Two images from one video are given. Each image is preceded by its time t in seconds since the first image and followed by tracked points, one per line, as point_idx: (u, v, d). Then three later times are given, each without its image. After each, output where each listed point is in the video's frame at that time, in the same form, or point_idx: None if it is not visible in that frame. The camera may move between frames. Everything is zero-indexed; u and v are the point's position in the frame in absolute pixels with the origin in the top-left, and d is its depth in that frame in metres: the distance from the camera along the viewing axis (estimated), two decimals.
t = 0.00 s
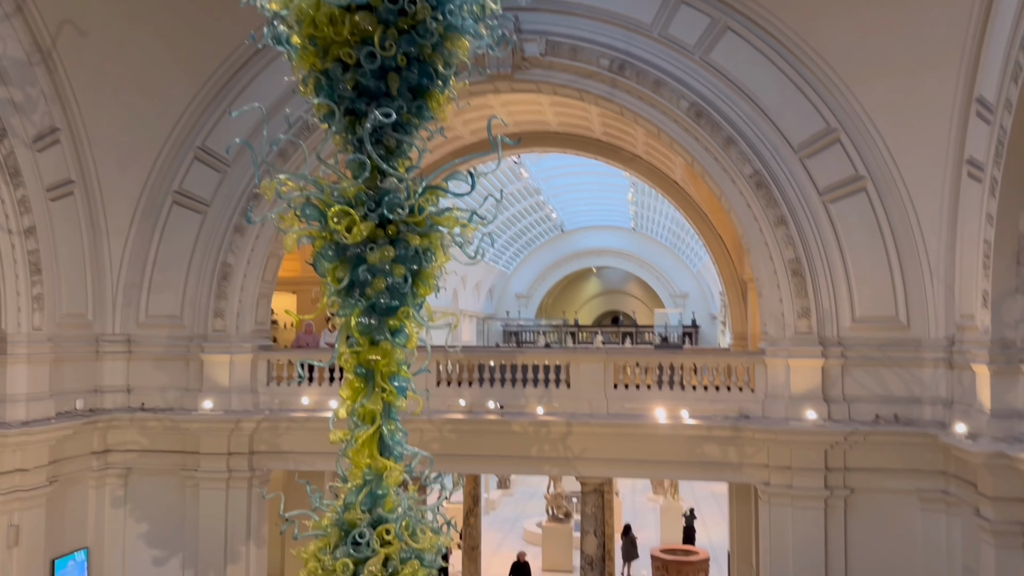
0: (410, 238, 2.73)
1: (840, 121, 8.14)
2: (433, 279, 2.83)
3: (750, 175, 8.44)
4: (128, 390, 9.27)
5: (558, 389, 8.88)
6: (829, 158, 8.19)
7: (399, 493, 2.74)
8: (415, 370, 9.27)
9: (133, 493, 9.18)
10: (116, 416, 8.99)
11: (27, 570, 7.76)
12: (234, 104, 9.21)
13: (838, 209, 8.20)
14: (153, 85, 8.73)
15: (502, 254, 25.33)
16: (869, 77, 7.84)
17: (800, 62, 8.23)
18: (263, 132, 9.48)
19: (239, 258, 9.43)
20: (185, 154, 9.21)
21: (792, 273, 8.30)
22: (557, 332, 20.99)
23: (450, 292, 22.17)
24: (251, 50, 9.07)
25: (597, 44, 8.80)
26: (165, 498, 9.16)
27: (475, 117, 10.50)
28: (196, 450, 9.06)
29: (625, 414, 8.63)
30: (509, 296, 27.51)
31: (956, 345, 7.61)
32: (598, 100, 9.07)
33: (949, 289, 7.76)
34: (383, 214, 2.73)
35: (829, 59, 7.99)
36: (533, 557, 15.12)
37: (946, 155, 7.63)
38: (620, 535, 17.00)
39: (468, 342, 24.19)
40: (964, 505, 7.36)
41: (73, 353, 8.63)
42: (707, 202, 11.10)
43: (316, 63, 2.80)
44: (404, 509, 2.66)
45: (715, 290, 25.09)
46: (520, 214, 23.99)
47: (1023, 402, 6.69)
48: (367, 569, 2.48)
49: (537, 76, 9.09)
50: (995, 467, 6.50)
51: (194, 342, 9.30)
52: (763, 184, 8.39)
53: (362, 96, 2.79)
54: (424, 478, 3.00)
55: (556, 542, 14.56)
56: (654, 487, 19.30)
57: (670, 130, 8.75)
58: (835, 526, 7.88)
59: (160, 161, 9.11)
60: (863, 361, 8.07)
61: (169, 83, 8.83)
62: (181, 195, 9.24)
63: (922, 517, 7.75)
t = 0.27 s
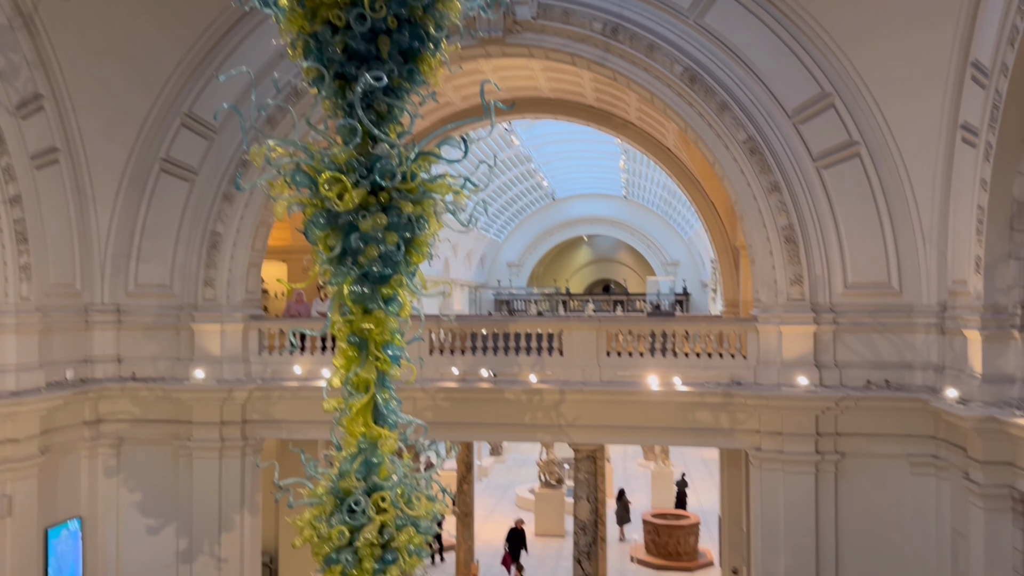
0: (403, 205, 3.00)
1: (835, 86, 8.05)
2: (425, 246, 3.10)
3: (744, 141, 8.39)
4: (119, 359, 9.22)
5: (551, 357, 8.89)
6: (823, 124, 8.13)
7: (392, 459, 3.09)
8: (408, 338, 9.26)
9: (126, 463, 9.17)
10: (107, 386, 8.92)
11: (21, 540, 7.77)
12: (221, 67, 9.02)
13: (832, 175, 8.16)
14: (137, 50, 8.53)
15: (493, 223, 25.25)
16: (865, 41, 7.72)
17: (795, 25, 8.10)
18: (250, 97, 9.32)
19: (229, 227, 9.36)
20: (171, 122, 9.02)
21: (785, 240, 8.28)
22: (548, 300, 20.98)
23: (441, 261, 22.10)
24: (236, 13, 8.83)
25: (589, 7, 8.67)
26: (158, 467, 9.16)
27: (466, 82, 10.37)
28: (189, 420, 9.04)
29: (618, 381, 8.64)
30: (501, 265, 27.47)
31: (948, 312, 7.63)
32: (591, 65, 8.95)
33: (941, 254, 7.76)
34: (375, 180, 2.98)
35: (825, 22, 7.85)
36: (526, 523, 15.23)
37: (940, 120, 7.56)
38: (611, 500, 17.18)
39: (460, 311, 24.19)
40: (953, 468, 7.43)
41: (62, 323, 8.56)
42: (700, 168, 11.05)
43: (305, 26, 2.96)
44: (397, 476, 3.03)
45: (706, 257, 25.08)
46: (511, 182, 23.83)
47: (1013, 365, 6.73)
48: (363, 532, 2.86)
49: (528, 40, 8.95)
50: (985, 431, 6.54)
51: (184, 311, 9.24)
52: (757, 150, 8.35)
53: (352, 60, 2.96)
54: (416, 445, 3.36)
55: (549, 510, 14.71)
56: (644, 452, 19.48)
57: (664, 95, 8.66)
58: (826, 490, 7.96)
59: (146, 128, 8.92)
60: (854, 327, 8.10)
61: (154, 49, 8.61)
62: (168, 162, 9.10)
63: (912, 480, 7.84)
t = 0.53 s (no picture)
0: (394, 173, 3.13)
1: (830, 52, 7.97)
2: (416, 215, 3.25)
3: (738, 108, 8.32)
4: (110, 330, 9.17)
5: (543, 327, 8.89)
6: (817, 90, 8.06)
7: (386, 429, 3.28)
8: (400, 308, 9.25)
9: (119, 433, 9.16)
10: (98, 357, 8.88)
11: (14, 511, 7.77)
12: (207, 34, 8.85)
13: (826, 142, 8.11)
14: (123, 18, 8.35)
15: (484, 193, 25.17)
16: (860, 5, 7.62)
17: None
18: (238, 64, 9.23)
19: (218, 197, 9.27)
20: (158, 90, 8.87)
21: (778, 208, 8.26)
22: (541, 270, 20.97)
23: (433, 231, 22.01)
24: None
25: None
26: (151, 437, 9.16)
27: (457, 49, 10.24)
28: (181, 390, 9.02)
29: (611, 351, 8.67)
30: (492, 236, 27.55)
31: (940, 279, 7.66)
32: (583, 31, 8.82)
33: (934, 222, 7.76)
34: (366, 148, 3.12)
35: None
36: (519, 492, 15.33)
37: (934, 86, 7.49)
38: (603, 468, 17.33)
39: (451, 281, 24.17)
40: (943, 435, 7.51)
41: (52, 294, 8.50)
42: (693, 137, 11.00)
43: None
44: (390, 447, 3.21)
45: (698, 227, 25.05)
46: (503, 151, 23.68)
47: (1004, 332, 6.77)
48: (358, 501, 3.03)
49: (520, 5, 8.82)
50: (975, 397, 6.59)
51: (175, 282, 9.19)
52: (751, 118, 8.28)
53: (341, 24, 3.09)
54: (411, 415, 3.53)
55: (542, 479, 14.84)
56: (636, 421, 19.63)
57: (658, 62, 8.56)
58: (816, 456, 8.04)
59: (133, 97, 8.77)
60: (846, 295, 8.12)
61: (140, 18, 8.43)
62: (156, 132, 8.98)
63: (903, 448, 7.91)
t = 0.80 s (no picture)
0: (385, 143, 3.35)
1: (826, 19, 7.90)
2: (408, 185, 3.49)
3: (734, 76, 8.23)
4: (103, 302, 9.13)
5: (538, 298, 8.87)
6: (813, 58, 7.99)
7: (381, 400, 3.53)
8: (394, 280, 9.21)
9: (114, 405, 9.15)
10: (91, 329, 8.84)
11: (10, 482, 7.81)
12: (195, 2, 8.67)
13: (821, 111, 8.06)
14: None
15: (478, 163, 25.02)
16: None
17: None
18: (228, 32, 9.06)
19: (209, 167, 9.18)
20: (147, 59, 8.74)
21: (773, 177, 8.21)
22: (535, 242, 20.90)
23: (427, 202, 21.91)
24: None
25: None
26: (146, 409, 9.16)
27: (449, 17, 10.10)
28: (175, 362, 9.00)
29: (605, 322, 8.66)
30: (487, 207, 27.39)
31: (935, 249, 7.66)
32: None
33: (929, 191, 7.74)
34: (357, 117, 3.34)
35: None
36: (514, 462, 15.42)
37: (931, 53, 7.41)
38: (597, 438, 17.43)
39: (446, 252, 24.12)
40: (936, 403, 7.55)
41: (44, 266, 8.45)
42: (688, 106, 10.91)
43: None
44: (385, 416, 3.47)
45: (694, 197, 24.93)
46: (498, 121, 23.50)
47: (998, 302, 6.78)
48: (354, 471, 3.29)
49: None
50: (968, 366, 6.62)
51: (167, 254, 9.12)
52: (747, 86, 8.19)
53: None
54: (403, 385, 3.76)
55: (537, 449, 14.92)
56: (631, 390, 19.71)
57: (653, 30, 8.44)
58: (809, 425, 8.10)
59: (121, 67, 8.65)
60: (841, 265, 8.11)
61: None
62: (145, 102, 8.86)
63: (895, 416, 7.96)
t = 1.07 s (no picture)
0: (379, 108, 3.31)
1: None
2: (403, 151, 3.46)
3: (734, 39, 8.12)
4: (99, 270, 9.10)
5: (536, 265, 8.85)
6: (813, 20, 7.90)
7: (378, 367, 3.54)
8: (390, 247, 9.18)
9: (112, 372, 9.17)
10: (88, 297, 8.81)
11: (11, 449, 7.85)
12: None
13: (822, 74, 7.97)
14: None
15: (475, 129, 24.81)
16: None
17: None
18: None
19: (204, 133, 9.06)
20: (138, 24, 8.66)
21: (773, 141, 8.13)
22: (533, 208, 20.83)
23: (424, 168, 21.77)
24: None
25: None
26: (145, 377, 9.18)
27: None
28: (173, 330, 9.00)
29: (603, 288, 8.65)
30: (485, 172, 27.21)
31: (934, 214, 7.63)
32: None
33: (930, 156, 7.68)
34: (350, 81, 3.30)
35: None
36: (512, 428, 15.53)
37: (933, 14, 7.29)
38: (595, 403, 17.54)
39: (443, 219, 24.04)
40: (933, 368, 7.58)
41: (39, 234, 8.41)
42: (687, 69, 10.79)
43: None
44: (381, 382, 3.46)
45: (692, 163, 24.78)
46: (495, 86, 23.25)
47: (997, 267, 6.77)
48: (352, 437, 3.31)
49: None
50: (966, 331, 6.63)
51: (162, 221, 9.07)
52: (747, 49, 8.09)
53: None
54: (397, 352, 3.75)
55: (535, 414, 15.01)
56: (629, 356, 19.78)
57: None
58: (806, 390, 8.13)
59: (113, 32, 8.57)
60: (839, 231, 8.08)
61: None
62: (138, 67, 8.78)
63: (891, 381, 7.99)
